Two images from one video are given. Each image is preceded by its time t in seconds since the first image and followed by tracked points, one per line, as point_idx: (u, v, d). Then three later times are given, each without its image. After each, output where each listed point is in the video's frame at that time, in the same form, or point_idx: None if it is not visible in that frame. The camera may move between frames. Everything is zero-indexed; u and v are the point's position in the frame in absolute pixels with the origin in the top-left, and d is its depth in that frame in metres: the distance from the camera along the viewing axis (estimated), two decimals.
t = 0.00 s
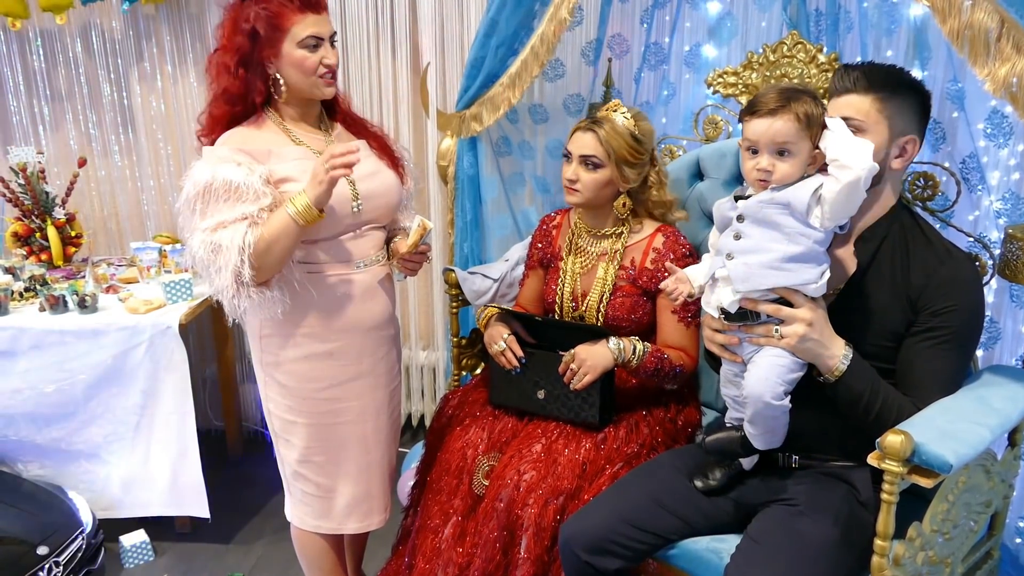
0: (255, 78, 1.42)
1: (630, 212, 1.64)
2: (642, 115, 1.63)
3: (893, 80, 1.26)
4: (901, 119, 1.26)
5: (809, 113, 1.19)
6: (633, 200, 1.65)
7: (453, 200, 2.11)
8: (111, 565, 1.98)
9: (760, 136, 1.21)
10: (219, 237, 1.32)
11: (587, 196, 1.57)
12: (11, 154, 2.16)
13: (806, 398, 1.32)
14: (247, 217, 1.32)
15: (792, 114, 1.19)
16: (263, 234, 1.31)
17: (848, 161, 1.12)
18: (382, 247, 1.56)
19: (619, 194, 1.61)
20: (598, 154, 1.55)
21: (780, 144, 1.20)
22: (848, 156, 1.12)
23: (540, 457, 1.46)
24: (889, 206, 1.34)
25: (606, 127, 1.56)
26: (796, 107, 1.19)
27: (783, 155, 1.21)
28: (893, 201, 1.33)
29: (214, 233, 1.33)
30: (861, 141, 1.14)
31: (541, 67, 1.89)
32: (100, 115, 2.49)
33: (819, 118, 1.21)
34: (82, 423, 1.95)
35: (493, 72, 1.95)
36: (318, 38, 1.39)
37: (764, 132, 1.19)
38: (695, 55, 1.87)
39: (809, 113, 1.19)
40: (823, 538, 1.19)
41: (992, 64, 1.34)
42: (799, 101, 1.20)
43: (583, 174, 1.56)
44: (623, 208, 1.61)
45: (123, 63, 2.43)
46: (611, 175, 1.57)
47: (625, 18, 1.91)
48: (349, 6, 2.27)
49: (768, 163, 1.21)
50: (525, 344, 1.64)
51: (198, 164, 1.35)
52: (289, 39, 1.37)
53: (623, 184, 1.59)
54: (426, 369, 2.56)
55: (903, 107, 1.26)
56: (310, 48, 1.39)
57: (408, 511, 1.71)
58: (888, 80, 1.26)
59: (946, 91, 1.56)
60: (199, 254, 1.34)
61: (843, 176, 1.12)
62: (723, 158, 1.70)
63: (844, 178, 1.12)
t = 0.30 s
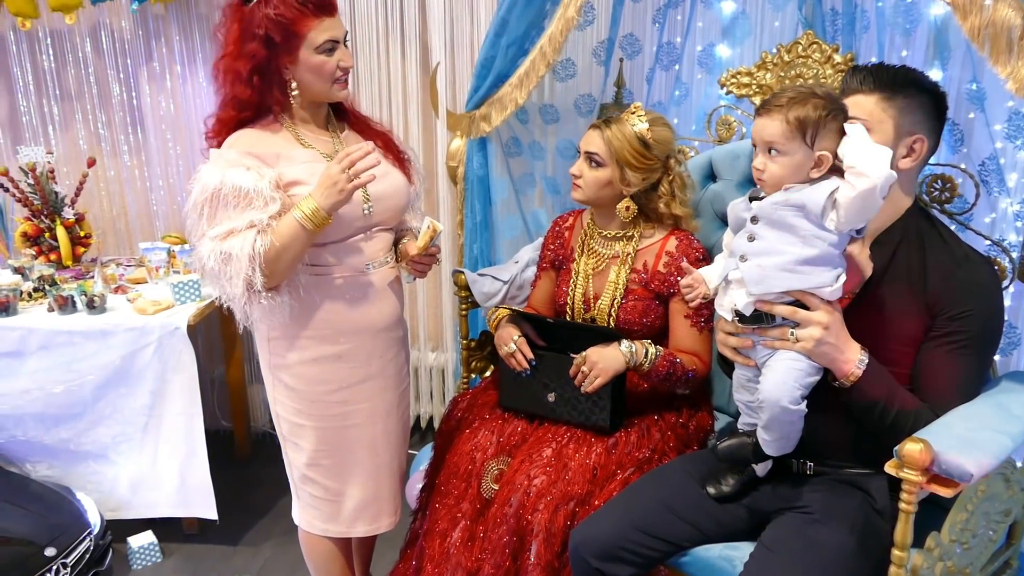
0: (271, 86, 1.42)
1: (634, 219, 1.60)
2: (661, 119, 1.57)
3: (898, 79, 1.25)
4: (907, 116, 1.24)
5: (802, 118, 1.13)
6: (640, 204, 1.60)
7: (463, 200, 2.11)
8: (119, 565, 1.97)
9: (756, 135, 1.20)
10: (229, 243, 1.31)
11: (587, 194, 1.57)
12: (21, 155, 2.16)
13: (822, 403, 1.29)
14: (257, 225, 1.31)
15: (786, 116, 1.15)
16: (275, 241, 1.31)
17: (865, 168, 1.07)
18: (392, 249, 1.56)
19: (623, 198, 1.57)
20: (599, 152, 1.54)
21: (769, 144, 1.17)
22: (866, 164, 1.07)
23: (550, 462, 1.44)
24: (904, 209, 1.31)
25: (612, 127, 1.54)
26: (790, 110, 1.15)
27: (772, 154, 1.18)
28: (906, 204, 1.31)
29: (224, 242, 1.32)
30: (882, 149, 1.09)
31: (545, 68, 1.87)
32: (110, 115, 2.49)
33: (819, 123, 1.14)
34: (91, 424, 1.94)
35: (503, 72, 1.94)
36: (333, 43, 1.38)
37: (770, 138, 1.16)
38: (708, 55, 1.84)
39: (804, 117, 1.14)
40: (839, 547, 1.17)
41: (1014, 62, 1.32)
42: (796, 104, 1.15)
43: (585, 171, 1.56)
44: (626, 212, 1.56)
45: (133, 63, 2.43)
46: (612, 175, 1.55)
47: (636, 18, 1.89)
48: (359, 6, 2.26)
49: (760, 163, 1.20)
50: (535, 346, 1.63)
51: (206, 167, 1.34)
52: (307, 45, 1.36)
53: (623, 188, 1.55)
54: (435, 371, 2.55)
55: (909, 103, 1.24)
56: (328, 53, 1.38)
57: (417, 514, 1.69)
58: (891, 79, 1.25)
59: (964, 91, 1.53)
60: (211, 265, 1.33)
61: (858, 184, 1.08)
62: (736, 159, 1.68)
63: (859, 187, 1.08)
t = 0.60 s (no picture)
0: (265, 76, 1.39)
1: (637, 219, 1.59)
2: (669, 120, 1.55)
3: (905, 78, 1.23)
4: (919, 116, 1.23)
5: (798, 119, 1.12)
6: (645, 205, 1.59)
7: (466, 199, 2.10)
8: (121, 564, 1.97)
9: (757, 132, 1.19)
10: (244, 246, 1.30)
11: (590, 190, 1.56)
12: (23, 153, 2.15)
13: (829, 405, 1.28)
14: (274, 230, 1.31)
15: (781, 117, 1.14)
16: (294, 251, 1.31)
17: (882, 204, 1.03)
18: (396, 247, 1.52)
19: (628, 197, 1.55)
20: (604, 149, 1.53)
21: (767, 142, 1.17)
22: (882, 198, 1.03)
23: (554, 462, 1.43)
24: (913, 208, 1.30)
25: (620, 125, 1.52)
26: (786, 110, 1.14)
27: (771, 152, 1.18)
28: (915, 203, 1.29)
29: (239, 245, 1.30)
30: (896, 179, 1.05)
31: (557, 64, 1.86)
32: (112, 113, 2.49)
33: (815, 126, 1.11)
34: (93, 423, 1.94)
35: (507, 70, 1.93)
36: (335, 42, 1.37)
37: (768, 136, 1.17)
38: (713, 53, 1.82)
39: (799, 118, 1.12)
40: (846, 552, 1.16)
41: None
42: (795, 104, 1.13)
43: (589, 167, 1.55)
44: (631, 211, 1.54)
45: (135, 61, 2.42)
46: (616, 173, 1.53)
47: (641, 15, 1.87)
48: (362, 3, 2.25)
49: (760, 160, 1.20)
50: (538, 346, 1.62)
51: (209, 166, 1.33)
52: (306, 43, 1.35)
53: (627, 187, 1.54)
54: (438, 370, 2.54)
55: (918, 103, 1.22)
56: (325, 54, 1.37)
57: (419, 514, 1.68)
58: (898, 78, 1.23)
59: (972, 90, 1.51)
60: (225, 267, 1.32)
61: (875, 219, 1.05)
62: (742, 158, 1.67)
63: (876, 222, 1.05)
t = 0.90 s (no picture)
0: (272, 78, 1.39)
1: (637, 219, 1.59)
2: (669, 120, 1.55)
3: (921, 81, 1.23)
4: (934, 121, 1.24)
5: (809, 120, 1.11)
6: (645, 206, 1.59)
7: (466, 199, 2.10)
8: (121, 565, 1.97)
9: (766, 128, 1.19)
10: (248, 252, 1.31)
11: (590, 191, 1.55)
12: (22, 154, 2.15)
13: (829, 407, 1.27)
14: (280, 239, 1.32)
15: (792, 116, 1.14)
16: (298, 264, 1.34)
17: (890, 207, 1.04)
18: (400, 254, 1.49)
19: (628, 198, 1.55)
20: (604, 150, 1.53)
21: (776, 139, 1.18)
22: (890, 200, 1.04)
23: (554, 463, 1.43)
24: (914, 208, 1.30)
25: (620, 126, 1.52)
26: (799, 109, 1.13)
27: (781, 151, 1.18)
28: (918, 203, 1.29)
29: (241, 251, 1.31)
30: (906, 186, 1.05)
31: (551, 65, 1.86)
32: (112, 113, 2.49)
33: (825, 129, 1.11)
34: (92, 423, 1.94)
35: (507, 70, 1.92)
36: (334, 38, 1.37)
37: (777, 133, 1.17)
38: (713, 53, 1.82)
39: (811, 119, 1.11)
40: (847, 553, 1.15)
41: None
42: (809, 104, 1.12)
43: (590, 168, 1.55)
44: (631, 212, 1.54)
45: (135, 61, 2.42)
46: (616, 174, 1.53)
47: (641, 15, 1.87)
48: (362, 3, 2.25)
49: (767, 158, 1.21)
50: (538, 346, 1.62)
51: (210, 165, 1.33)
52: (306, 37, 1.35)
53: (627, 187, 1.54)
54: (438, 370, 2.54)
55: (933, 108, 1.24)
56: (326, 48, 1.37)
57: (419, 515, 1.68)
58: (915, 81, 1.22)
59: (973, 90, 1.51)
60: (226, 271, 1.32)
61: (881, 222, 1.05)
62: (742, 158, 1.67)
63: (882, 224, 1.05)
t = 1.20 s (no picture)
0: (271, 76, 1.39)
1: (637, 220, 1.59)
2: (668, 120, 1.55)
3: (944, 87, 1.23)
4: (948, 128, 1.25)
5: (806, 120, 1.11)
6: (644, 206, 1.59)
7: (466, 199, 2.10)
8: (120, 565, 1.97)
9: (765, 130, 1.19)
10: (248, 256, 1.31)
11: (590, 191, 1.55)
12: (22, 153, 2.15)
13: (830, 407, 1.27)
14: (279, 246, 1.33)
15: (790, 116, 1.14)
16: (298, 273, 1.36)
17: (888, 205, 1.03)
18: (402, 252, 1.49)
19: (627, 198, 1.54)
20: (604, 150, 1.52)
21: (774, 141, 1.18)
22: (888, 198, 1.04)
23: (554, 463, 1.43)
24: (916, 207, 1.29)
25: (620, 128, 1.52)
26: (796, 110, 1.13)
27: (779, 152, 1.18)
28: (921, 203, 1.29)
29: (241, 254, 1.31)
30: (904, 184, 1.05)
31: (555, 65, 1.86)
32: (111, 113, 2.48)
33: (824, 129, 1.11)
34: (92, 424, 1.93)
35: (507, 70, 1.92)
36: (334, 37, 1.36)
37: (775, 134, 1.17)
38: (713, 53, 1.82)
39: (809, 119, 1.11)
40: (847, 553, 1.15)
41: None
42: (808, 105, 1.13)
43: (589, 168, 1.54)
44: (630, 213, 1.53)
45: (134, 61, 2.42)
46: (616, 175, 1.53)
47: (640, 15, 1.87)
48: (362, 3, 2.25)
49: (766, 158, 1.21)
50: (538, 347, 1.61)
51: (209, 166, 1.33)
52: (305, 36, 1.35)
53: (627, 188, 1.53)
54: (438, 370, 2.54)
55: (949, 115, 1.25)
56: (326, 45, 1.37)
57: (418, 515, 1.68)
58: (940, 86, 1.22)
59: (973, 90, 1.51)
60: (227, 275, 1.32)
61: (878, 220, 1.05)
62: (742, 158, 1.67)
63: (879, 222, 1.05)
